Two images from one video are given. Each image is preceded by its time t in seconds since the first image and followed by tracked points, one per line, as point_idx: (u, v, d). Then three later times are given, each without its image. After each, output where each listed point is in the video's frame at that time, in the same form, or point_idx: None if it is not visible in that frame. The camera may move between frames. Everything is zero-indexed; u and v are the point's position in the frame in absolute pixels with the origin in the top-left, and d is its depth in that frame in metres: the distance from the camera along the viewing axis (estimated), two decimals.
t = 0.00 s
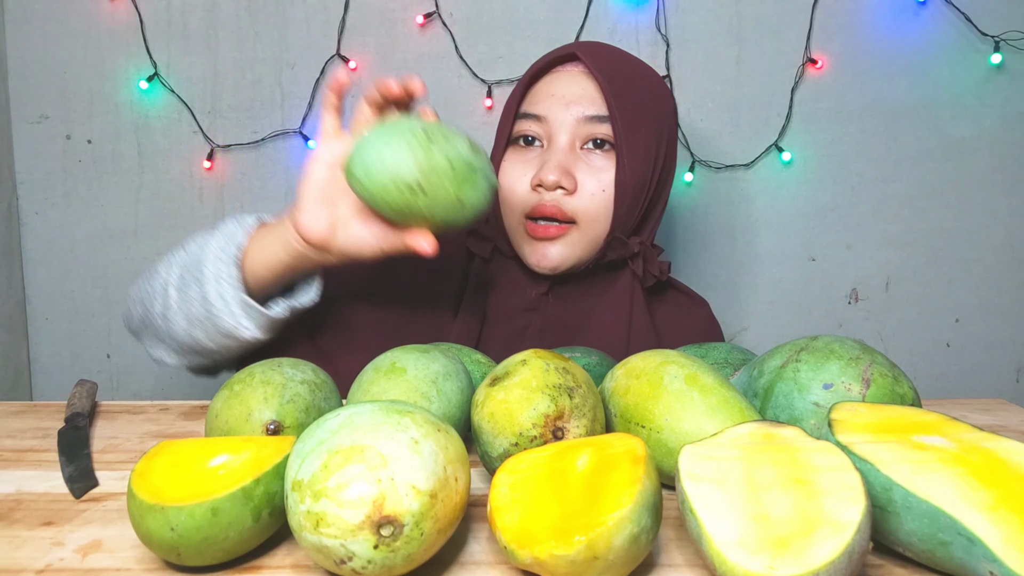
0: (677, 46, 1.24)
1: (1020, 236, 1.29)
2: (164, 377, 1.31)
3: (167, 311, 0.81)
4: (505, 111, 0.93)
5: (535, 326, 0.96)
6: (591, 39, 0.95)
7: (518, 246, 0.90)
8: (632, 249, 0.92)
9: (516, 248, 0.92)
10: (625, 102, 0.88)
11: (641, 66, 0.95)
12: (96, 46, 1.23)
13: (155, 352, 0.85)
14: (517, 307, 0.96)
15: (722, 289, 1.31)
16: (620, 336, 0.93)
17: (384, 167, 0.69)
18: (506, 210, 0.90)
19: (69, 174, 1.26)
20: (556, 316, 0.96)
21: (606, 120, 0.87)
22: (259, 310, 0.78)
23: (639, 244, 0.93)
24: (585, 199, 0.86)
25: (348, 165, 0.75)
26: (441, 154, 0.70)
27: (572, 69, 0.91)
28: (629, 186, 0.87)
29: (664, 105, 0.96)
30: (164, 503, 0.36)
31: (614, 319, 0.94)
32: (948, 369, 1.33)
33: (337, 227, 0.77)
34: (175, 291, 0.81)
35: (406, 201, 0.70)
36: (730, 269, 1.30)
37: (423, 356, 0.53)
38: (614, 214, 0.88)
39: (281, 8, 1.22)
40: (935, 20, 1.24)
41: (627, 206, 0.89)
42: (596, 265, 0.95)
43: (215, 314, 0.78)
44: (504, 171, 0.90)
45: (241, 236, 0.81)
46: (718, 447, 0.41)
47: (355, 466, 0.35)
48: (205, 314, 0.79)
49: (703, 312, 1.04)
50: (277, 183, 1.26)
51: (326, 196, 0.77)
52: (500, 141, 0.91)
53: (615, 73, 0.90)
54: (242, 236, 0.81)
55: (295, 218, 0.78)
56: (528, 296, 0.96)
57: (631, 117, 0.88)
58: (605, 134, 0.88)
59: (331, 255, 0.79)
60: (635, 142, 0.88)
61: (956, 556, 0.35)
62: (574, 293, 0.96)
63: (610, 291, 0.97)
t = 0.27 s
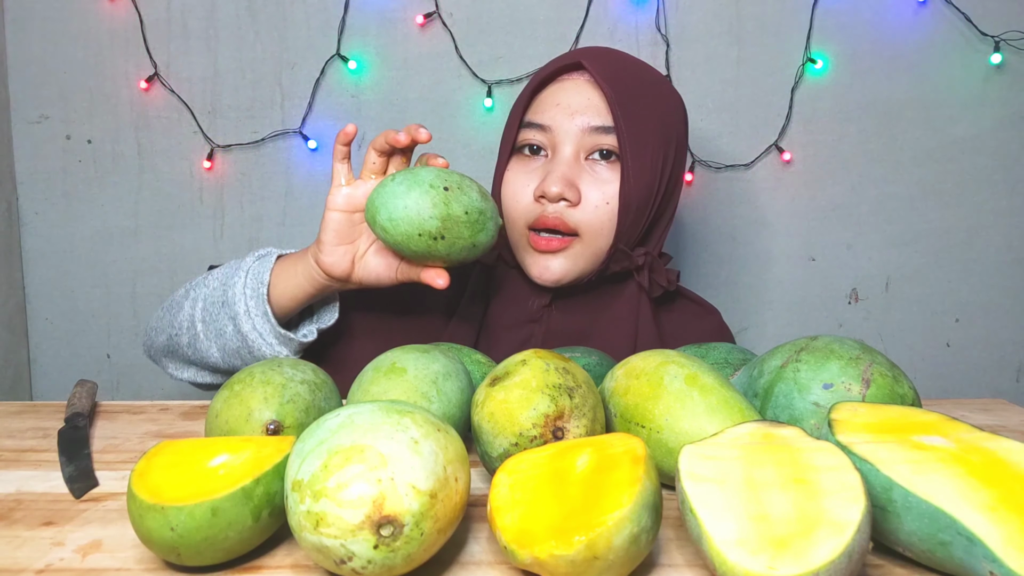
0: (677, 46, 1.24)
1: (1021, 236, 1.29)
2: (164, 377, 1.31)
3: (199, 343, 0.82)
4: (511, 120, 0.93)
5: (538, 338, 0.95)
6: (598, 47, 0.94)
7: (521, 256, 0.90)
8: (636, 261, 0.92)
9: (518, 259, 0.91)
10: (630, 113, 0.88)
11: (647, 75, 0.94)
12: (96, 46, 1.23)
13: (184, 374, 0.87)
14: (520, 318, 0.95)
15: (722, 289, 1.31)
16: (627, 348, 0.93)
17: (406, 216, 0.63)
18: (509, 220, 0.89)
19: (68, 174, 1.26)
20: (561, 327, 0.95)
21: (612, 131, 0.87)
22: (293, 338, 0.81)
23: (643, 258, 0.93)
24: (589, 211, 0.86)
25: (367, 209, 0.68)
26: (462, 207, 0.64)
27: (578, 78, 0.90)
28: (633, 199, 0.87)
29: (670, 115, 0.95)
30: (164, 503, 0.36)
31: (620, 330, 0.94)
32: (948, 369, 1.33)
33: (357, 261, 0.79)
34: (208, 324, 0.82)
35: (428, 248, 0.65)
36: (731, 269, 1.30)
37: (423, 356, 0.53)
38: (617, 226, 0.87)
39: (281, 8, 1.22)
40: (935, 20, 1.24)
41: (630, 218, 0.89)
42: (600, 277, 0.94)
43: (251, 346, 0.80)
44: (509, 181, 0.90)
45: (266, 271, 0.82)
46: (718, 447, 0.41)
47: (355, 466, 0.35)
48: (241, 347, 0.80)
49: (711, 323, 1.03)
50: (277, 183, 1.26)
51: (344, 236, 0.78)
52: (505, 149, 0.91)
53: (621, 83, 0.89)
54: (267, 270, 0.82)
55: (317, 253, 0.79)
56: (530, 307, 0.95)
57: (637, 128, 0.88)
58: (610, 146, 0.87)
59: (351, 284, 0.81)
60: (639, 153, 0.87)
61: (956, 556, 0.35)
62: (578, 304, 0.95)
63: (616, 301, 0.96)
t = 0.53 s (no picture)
0: (677, 46, 1.24)
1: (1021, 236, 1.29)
2: (164, 377, 1.31)
3: (198, 330, 0.82)
4: (518, 122, 0.93)
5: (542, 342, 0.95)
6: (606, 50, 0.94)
7: (526, 258, 0.90)
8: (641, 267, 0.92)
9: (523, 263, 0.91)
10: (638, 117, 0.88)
11: (656, 78, 0.94)
12: (96, 45, 1.22)
13: (180, 363, 0.86)
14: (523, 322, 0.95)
15: (722, 289, 1.31)
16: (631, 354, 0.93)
17: (415, 213, 0.63)
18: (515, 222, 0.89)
19: (68, 174, 1.26)
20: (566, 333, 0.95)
21: (620, 136, 0.87)
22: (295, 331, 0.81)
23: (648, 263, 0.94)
24: (595, 215, 0.86)
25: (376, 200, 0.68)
26: (473, 204, 0.64)
27: (586, 81, 0.90)
28: (640, 203, 0.87)
29: (678, 120, 0.95)
30: (164, 503, 0.36)
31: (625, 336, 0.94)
32: (948, 369, 1.33)
33: (364, 256, 0.79)
34: (208, 312, 0.81)
35: (435, 245, 0.65)
36: (731, 269, 1.30)
37: (423, 356, 0.53)
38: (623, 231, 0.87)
39: (282, 9, 1.22)
40: (935, 20, 1.24)
41: (636, 223, 0.89)
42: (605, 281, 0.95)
43: (251, 337, 0.80)
44: (515, 183, 0.89)
45: (271, 261, 0.82)
46: (719, 447, 0.41)
47: (355, 466, 0.35)
48: (241, 336, 0.80)
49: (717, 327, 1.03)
50: (277, 183, 1.26)
51: (353, 230, 0.78)
52: (511, 151, 0.91)
53: (629, 86, 0.89)
54: (272, 261, 0.82)
55: (324, 245, 0.79)
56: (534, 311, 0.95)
57: (644, 133, 0.88)
58: (617, 150, 0.87)
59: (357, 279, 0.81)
60: (647, 158, 0.87)
61: (956, 556, 0.35)
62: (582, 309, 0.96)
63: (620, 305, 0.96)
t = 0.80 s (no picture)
0: (677, 46, 1.24)
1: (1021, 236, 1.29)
2: (164, 377, 1.31)
3: (206, 340, 0.81)
4: (523, 123, 0.92)
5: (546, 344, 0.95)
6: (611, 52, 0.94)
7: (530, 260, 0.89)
8: (646, 268, 0.92)
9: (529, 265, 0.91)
10: (643, 121, 0.88)
11: (660, 82, 0.94)
12: (96, 45, 1.23)
13: (185, 373, 0.85)
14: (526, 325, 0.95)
15: (722, 289, 1.31)
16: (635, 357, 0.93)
17: (448, 213, 0.63)
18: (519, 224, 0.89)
19: (69, 174, 1.26)
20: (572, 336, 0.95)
21: (625, 139, 0.87)
22: (307, 339, 0.80)
23: (653, 264, 0.94)
24: (600, 218, 0.86)
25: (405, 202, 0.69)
26: (503, 197, 0.62)
27: (591, 83, 0.90)
28: (644, 207, 0.87)
29: (682, 123, 0.95)
30: (164, 503, 0.36)
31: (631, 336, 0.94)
32: (948, 369, 1.33)
33: (382, 257, 0.80)
34: (216, 321, 0.81)
35: (470, 239, 0.64)
36: (731, 268, 1.30)
37: (423, 356, 0.53)
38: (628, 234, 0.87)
39: (282, 9, 1.22)
40: (935, 20, 1.24)
41: (641, 226, 0.89)
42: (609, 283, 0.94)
43: (263, 346, 0.80)
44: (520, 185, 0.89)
45: (282, 268, 0.82)
46: (719, 447, 0.41)
47: (355, 466, 0.35)
48: (252, 346, 0.80)
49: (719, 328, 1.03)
50: (277, 183, 1.26)
51: (372, 231, 0.80)
52: (516, 153, 0.91)
53: (634, 89, 0.89)
54: (284, 269, 0.82)
55: (341, 247, 0.80)
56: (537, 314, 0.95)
57: (650, 136, 0.88)
58: (623, 153, 0.87)
59: (373, 283, 0.82)
60: (652, 161, 0.88)
61: (956, 556, 0.35)
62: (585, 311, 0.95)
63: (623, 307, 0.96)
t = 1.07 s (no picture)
0: (677, 46, 1.24)
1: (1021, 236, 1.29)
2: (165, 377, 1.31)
3: (208, 348, 0.82)
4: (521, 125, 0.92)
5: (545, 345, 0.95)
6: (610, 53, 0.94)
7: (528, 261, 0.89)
8: (645, 269, 0.92)
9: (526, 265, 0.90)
10: (642, 123, 0.88)
11: (659, 83, 0.94)
12: (96, 45, 1.22)
13: (188, 380, 0.86)
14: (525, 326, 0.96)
15: (722, 289, 1.31)
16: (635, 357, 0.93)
17: (445, 232, 0.63)
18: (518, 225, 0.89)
19: (68, 174, 1.26)
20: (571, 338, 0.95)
21: (623, 142, 0.86)
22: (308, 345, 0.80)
23: (652, 265, 0.94)
24: (598, 220, 0.85)
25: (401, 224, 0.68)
26: (498, 210, 0.64)
27: (591, 85, 0.90)
28: (642, 209, 0.87)
29: (681, 126, 0.95)
30: (164, 503, 0.36)
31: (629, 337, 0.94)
32: (948, 369, 1.33)
33: (381, 262, 0.80)
34: (218, 329, 0.82)
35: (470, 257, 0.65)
36: (731, 268, 1.30)
37: (423, 356, 0.53)
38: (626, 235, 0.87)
39: (282, 9, 1.22)
40: (935, 19, 1.24)
41: (639, 228, 0.89)
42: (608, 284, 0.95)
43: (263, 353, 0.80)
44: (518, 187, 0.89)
45: (281, 273, 0.81)
46: (720, 447, 0.41)
47: (355, 466, 0.35)
48: (253, 352, 0.80)
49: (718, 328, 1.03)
50: (277, 183, 1.26)
51: (368, 238, 0.79)
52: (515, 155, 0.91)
53: (633, 91, 0.89)
54: (282, 275, 0.81)
55: (339, 255, 0.79)
56: (536, 315, 0.95)
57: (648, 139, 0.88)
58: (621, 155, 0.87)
59: (374, 287, 0.82)
60: (650, 164, 0.87)
61: (956, 556, 0.35)
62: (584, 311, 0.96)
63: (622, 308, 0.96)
